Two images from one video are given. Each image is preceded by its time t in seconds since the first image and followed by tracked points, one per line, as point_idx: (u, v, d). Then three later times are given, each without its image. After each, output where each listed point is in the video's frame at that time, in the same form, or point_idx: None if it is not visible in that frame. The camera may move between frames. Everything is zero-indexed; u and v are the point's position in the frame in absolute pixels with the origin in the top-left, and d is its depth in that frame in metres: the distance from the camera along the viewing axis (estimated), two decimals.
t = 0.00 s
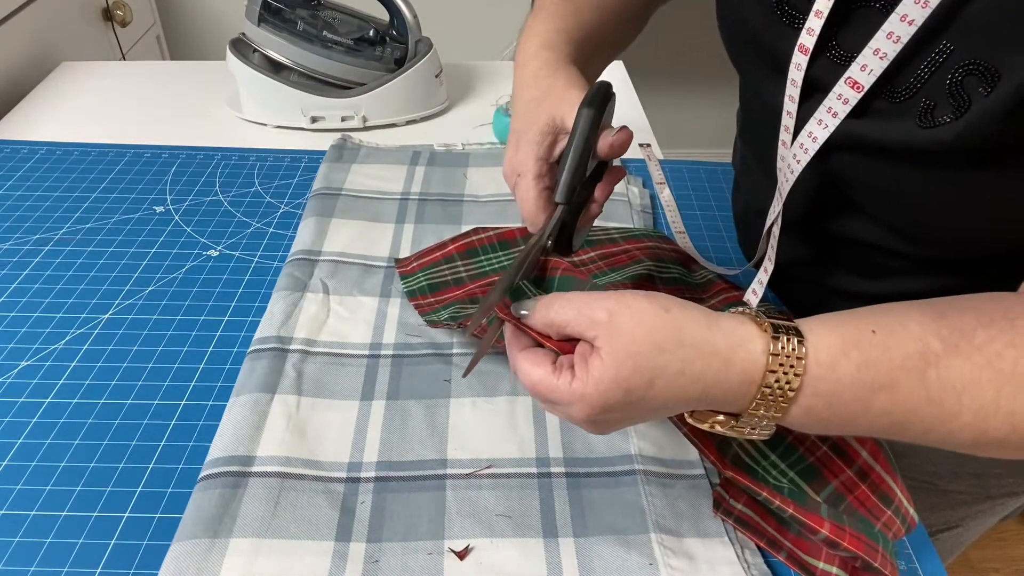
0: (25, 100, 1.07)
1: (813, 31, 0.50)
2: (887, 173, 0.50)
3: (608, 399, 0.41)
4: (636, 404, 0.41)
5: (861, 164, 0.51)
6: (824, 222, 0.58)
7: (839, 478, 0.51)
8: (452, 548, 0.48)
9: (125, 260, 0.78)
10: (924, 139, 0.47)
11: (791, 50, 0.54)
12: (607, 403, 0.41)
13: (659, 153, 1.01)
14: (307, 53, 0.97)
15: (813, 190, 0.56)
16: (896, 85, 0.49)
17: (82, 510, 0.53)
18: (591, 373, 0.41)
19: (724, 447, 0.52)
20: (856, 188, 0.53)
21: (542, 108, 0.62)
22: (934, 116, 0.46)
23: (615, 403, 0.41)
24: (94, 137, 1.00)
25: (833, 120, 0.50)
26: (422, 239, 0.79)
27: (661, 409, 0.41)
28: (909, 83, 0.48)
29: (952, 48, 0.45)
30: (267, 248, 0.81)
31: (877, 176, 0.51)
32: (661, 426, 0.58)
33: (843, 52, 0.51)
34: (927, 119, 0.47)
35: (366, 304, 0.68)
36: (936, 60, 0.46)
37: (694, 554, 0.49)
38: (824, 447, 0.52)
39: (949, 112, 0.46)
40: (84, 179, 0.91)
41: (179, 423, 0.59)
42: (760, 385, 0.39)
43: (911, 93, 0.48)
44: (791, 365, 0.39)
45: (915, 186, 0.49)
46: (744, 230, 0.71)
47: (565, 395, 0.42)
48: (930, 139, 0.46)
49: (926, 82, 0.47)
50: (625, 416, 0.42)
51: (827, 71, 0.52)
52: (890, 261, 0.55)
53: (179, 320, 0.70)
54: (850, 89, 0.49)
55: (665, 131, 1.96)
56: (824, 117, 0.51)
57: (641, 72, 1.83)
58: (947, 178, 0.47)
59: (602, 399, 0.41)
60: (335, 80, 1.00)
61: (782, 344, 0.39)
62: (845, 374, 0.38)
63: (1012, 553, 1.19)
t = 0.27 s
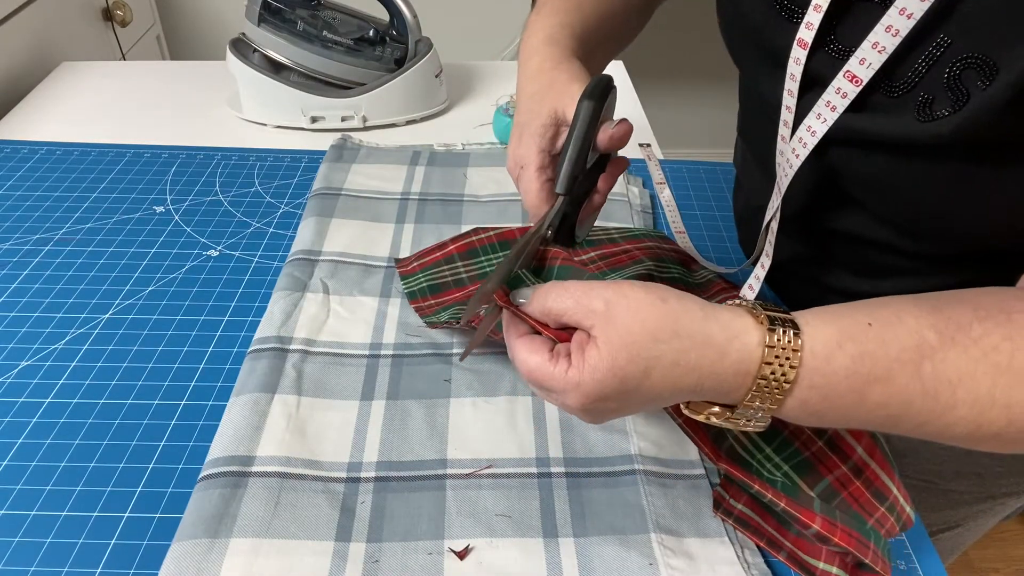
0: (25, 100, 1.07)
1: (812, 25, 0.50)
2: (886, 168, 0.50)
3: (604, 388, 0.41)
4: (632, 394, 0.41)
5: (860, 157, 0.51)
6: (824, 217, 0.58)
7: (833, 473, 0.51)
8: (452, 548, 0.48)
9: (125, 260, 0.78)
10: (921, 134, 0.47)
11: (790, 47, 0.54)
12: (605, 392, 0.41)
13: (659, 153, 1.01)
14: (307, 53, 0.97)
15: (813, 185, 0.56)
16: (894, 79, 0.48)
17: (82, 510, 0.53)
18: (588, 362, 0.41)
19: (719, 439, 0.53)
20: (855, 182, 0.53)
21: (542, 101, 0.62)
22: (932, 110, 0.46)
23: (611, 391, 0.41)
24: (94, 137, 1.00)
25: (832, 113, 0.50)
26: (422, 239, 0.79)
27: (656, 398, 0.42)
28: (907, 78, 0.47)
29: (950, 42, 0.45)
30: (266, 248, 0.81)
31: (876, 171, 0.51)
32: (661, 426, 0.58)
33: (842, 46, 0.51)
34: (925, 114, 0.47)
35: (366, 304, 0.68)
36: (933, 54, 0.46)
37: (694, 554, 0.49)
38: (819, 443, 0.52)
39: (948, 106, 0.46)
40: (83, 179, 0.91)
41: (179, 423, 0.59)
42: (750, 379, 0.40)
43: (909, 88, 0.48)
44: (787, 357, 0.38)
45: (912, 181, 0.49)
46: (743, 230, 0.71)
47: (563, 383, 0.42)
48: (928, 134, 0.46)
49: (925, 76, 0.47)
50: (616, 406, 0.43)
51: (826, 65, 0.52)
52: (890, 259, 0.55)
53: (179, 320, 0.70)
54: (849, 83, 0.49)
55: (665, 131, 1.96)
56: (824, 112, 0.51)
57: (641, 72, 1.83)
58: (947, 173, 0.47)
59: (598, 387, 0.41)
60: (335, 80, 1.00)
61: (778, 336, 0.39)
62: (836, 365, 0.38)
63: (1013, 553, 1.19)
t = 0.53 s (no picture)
0: (26, 100, 1.07)
1: (813, 16, 0.51)
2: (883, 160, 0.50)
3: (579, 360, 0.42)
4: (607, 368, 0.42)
5: (859, 149, 0.51)
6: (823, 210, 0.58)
7: (825, 465, 0.51)
8: (452, 548, 0.48)
9: (125, 260, 0.78)
10: (919, 125, 0.47)
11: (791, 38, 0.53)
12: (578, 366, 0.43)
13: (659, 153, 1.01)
14: (308, 53, 0.97)
15: (811, 177, 0.56)
16: (892, 71, 0.49)
17: (82, 510, 0.53)
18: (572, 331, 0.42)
19: (713, 427, 0.53)
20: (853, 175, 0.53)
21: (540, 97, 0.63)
22: (930, 101, 0.46)
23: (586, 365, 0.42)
24: (94, 137, 1.00)
25: (830, 105, 0.51)
26: (422, 239, 0.79)
27: (633, 375, 0.43)
28: (905, 69, 0.48)
29: (947, 33, 0.45)
30: (266, 248, 0.81)
31: (872, 166, 0.51)
32: (662, 426, 0.58)
33: (841, 39, 0.51)
34: (921, 105, 0.47)
35: (366, 304, 0.68)
36: (931, 45, 0.46)
37: (694, 553, 0.49)
38: (813, 434, 0.52)
39: (945, 97, 0.46)
40: (83, 179, 0.91)
41: (179, 423, 0.59)
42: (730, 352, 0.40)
43: (907, 79, 0.48)
44: (769, 329, 0.38)
45: (910, 172, 0.49)
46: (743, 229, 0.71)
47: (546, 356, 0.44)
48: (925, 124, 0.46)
49: (922, 67, 0.47)
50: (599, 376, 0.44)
51: (825, 58, 0.52)
52: (890, 256, 0.55)
53: (179, 320, 0.70)
54: (847, 73, 0.50)
55: (666, 131, 1.96)
56: (822, 103, 0.52)
57: (641, 73, 1.83)
58: (945, 163, 0.47)
59: (580, 355, 0.42)
60: (335, 80, 1.00)
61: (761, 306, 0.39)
62: (819, 350, 0.38)
63: (1013, 553, 1.19)
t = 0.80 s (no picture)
0: (25, 100, 1.07)
1: None
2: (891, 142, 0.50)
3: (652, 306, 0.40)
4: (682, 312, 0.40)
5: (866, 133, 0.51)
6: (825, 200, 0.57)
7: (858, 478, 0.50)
8: (452, 548, 0.48)
9: (125, 260, 0.78)
10: (928, 102, 0.47)
11: (791, 15, 0.54)
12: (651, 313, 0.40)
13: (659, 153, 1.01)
14: (308, 53, 0.97)
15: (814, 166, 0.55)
16: (896, 51, 0.49)
17: (82, 510, 0.53)
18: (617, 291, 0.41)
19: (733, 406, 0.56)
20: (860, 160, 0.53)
21: (466, 102, 0.75)
22: (938, 78, 0.47)
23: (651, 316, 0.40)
24: (94, 138, 1.00)
25: (832, 91, 0.52)
26: (422, 239, 0.79)
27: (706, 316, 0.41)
28: (910, 47, 0.48)
29: (953, 11, 0.45)
30: (266, 248, 0.81)
31: (882, 148, 0.51)
32: (662, 425, 0.58)
33: (843, 18, 0.51)
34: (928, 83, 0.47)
35: (366, 304, 0.68)
36: (937, 22, 0.46)
37: (694, 553, 0.49)
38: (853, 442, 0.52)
39: (953, 73, 0.46)
40: (83, 179, 0.91)
41: (179, 423, 0.59)
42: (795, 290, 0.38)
43: (912, 58, 0.48)
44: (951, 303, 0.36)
45: (918, 154, 0.49)
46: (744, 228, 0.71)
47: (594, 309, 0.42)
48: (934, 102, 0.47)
49: (928, 44, 0.47)
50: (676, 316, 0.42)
51: (828, 38, 0.52)
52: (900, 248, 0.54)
53: (179, 320, 0.70)
54: (849, 59, 0.51)
55: (666, 131, 1.96)
56: (824, 89, 0.52)
57: (641, 73, 1.83)
58: (955, 142, 0.47)
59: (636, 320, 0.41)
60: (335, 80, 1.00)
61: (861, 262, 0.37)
62: (880, 311, 0.36)
63: (1012, 553, 1.19)
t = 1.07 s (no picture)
0: (25, 100, 1.07)
1: None
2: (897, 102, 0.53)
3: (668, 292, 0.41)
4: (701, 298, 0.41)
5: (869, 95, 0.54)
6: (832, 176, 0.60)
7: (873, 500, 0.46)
8: (452, 548, 0.48)
9: (125, 260, 0.78)
10: (927, 56, 0.50)
11: None
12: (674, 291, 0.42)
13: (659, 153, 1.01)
14: (308, 53, 0.97)
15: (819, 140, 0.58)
16: (891, 13, 0.52)
17: (82, 510, 0.53)
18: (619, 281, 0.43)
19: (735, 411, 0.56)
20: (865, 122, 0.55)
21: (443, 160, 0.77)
22: (929, 31, 0.50)
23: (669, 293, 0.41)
24: (94, 137, 1.00)
25: (835, 58, 0.54)
26: (422, 239, 0.79)
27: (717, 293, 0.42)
28: (903, 9, 0.52)
29: None
30: (267, 248, 0.81)
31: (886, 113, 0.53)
32: (662, 425, 0.58)
33: None
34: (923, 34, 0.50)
35: (366, 304, 0.68)
36: None
37: (694, 553, 0.49)
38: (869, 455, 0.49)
39: (942, 26, 0.49)
40: (83, 179, 0.91)
41: (180, 423, 0.59)
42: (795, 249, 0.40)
43: (905, 17, 0.52)
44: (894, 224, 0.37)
45: (917, 107, 0.52)
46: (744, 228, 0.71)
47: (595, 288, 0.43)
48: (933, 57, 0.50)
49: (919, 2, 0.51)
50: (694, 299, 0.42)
51: (827, 10, 0.56)
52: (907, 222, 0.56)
53: (179, 320, 0.70)
54: (846, 26, 0.53)
55: (665, 131, 1.96)
56: (827, 58, 0.55)
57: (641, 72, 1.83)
58: (955, 98, 0.50)
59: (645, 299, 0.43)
60: (335, 80, 1.00)
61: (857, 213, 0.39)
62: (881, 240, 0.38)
63: (1012, 553, 1.19)
